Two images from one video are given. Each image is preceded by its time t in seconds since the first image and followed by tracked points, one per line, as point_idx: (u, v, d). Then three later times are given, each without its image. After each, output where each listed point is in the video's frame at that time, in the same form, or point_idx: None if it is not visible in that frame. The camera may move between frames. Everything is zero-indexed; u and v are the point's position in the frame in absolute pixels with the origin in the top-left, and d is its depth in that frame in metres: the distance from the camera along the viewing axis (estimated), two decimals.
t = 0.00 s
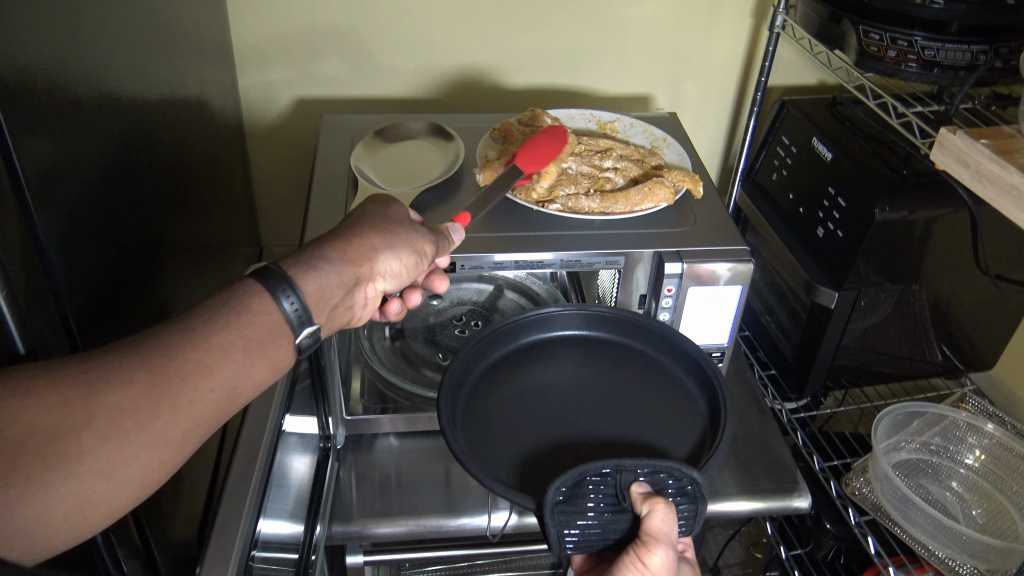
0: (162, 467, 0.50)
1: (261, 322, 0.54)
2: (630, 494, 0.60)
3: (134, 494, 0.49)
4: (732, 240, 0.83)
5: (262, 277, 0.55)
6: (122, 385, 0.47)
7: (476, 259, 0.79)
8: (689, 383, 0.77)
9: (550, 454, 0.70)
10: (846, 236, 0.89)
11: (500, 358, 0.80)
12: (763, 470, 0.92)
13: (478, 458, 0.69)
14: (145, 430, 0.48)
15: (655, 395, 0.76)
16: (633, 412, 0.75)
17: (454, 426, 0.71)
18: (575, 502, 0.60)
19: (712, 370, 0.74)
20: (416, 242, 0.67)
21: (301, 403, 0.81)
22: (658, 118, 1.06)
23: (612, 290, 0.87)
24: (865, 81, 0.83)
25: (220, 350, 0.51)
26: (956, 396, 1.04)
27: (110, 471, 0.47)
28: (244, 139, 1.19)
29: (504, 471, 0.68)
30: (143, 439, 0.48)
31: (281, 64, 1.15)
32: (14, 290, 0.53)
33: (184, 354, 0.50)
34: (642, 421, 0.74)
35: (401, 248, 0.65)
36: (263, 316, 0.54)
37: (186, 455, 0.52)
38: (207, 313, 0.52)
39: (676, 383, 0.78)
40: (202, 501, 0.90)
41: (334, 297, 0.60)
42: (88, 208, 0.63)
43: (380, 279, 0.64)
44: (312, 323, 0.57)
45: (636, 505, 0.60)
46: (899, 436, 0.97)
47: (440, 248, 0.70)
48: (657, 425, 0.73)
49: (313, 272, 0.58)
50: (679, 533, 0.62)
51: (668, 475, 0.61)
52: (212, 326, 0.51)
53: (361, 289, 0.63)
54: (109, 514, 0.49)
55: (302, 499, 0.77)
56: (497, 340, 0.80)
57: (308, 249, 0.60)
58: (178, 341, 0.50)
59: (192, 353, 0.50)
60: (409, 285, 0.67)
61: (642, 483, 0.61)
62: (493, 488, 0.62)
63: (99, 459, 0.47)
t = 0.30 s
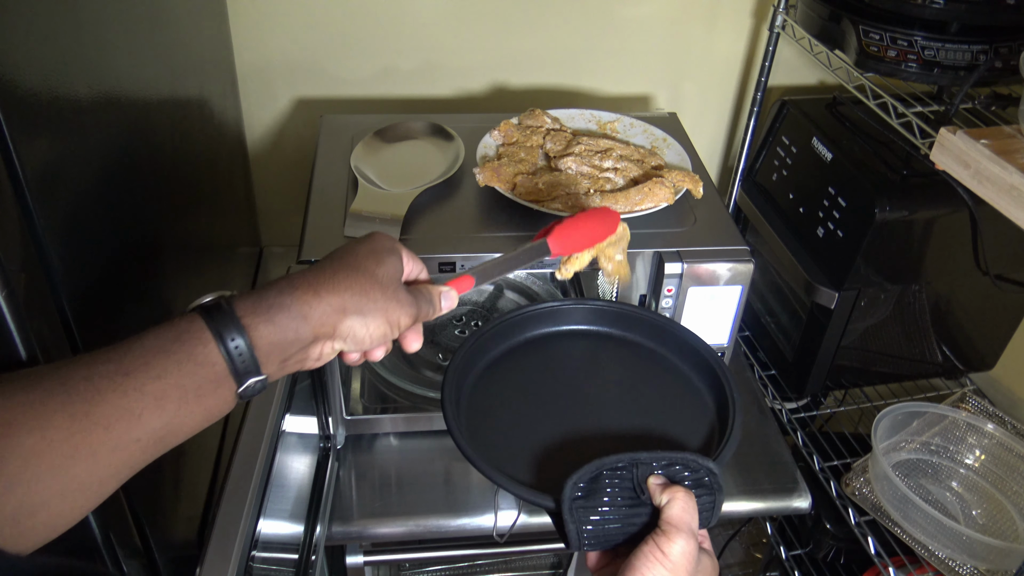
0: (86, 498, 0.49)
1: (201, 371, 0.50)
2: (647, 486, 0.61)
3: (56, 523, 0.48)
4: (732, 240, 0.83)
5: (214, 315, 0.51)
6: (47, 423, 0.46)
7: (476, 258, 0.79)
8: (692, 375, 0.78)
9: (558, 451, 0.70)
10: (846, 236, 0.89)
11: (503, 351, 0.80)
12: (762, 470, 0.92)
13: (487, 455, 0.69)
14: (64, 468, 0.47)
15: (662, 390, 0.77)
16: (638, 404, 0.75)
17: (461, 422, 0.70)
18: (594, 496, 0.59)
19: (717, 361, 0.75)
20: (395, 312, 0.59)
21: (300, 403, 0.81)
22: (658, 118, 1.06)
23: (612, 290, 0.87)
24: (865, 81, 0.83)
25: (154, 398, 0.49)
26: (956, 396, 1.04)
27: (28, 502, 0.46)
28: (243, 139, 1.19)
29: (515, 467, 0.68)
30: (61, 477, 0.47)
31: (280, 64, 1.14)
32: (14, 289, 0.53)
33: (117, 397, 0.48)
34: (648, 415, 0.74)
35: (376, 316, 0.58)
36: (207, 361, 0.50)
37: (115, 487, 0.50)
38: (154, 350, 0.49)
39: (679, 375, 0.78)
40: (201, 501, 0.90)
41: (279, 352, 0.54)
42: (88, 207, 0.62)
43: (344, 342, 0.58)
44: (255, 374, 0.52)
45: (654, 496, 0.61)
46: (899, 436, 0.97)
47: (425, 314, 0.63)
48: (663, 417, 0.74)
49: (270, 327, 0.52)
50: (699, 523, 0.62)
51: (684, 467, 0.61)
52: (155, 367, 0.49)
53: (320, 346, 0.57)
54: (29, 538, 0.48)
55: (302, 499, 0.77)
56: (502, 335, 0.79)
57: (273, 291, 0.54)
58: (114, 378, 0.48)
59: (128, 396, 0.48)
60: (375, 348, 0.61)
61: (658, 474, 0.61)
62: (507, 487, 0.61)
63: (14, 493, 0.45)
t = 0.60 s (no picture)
0: (69, 513, 0.50)
1: (192, 390, 0.52)
2: (648, 479, 0.61)
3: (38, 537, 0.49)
4: (732, 241, 0.83)
5: (209, 333, 0.53)
6: (39, 439, 0.47)
7: (475, 259, 0.79)
8: (692, 368, 0.78)
9: (557, 447, 0.70)
10: (846, 235, 0.89)
11: (502, 345, 0.80)
12: (762, 470, 0.92)
13: (490, 450, 0.69)
14: (53, 482, 0.48)
15: (661, 384, 0.77)
16: (637, 397, 0.75)
17: (461, 416, 0.71)
18: (596, 489, 0.60)
19: (717, 354, 0.75)
20: (385, 342, 0.61)
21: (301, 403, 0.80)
22: (658, 118, 1.06)
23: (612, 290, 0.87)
24: (865, 81, 0.83)
25: (145, 417, 0.50)
26: (956, 396, 1.04)
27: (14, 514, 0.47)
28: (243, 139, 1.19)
29: (518, 463, 0.68)
30: (49, 492, 0.48)
31: (280, 65, 1.15)
32: (14, 290, 0.53)
33: (109, 414, 0.49)
34: (649, 411, 0.74)
35: (367, 347, 0.60)
36: (198, 381, 0.52)
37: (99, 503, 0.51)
38: (147, 368, 0.51)
39: (679, 368, 0.79)
40: (201, 501, 0.90)
41: (268, 376, 0.56)
42: (88, 208, 0.63)
43: (333, 368, 0.60)
44: (242, 394, 0.54)
45: (656, 487, 0.61)
46: (899, 436, 0.97)
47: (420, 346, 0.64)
48: (663, 410, 0.74)
49: (262, 350, 0.54)
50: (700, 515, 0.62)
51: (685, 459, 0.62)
52: (147, 384, 0.51)
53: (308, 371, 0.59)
54: (9, 550, 0.49)
55: (301, 500, 0.77)
56: (501, 329, 0.80)
57: (269, 314, 0.56)
58: (106, 396, 0.49)
59: (120, 412, 0.49)
60: (361, 376, 0.63)
61: (659, 467, 0.61)
62: (505, 478, 0.62)
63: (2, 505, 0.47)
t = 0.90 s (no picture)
0: (79, 515, 0.50)
1: (205, 396, 0.52)
2: (643, 481, 0.61)
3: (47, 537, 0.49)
4: (732, 241, 0.83)
5: (223, 338, 0.53)
6: (53, 443, 0.47)
7: (475, 258, 0.79)
8: (684, 368, 0.78)
9: (557, 447, 0.70)
10: (846, 235, 0.89)
11: (494, 343, 0.80)
12: (762, 469, 0.92)
13: (483, 451, 0.69)
14: (68, 485, 0.48)
15: (656, 383, 0.77)
16: (629, 397, 0.75)
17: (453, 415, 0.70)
18: (591, 490, 0.60)
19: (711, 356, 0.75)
20: (387, 357, 0.62)
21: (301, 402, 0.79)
22: (658, 118, 1.06)
23: (612, 289, 0.87)
24: (865, 81, 0.83)
25: (159, 424, 0.50)
26: (956, 396, 1.04)
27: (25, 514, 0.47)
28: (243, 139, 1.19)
29: (512, 463, 0.68)
30: (62, 494, 0.48)
31: (280, 65, 1.15)
32: (14, 290, 0.53)
33: (125, 419, 0.49)
34: (647, 411, 0.74)
35: (371, 361, 0.61)
36: (213, 387, 0.52)
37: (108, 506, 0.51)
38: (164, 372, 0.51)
39: (670, 368, 0.78)
40: (202, 501, 0.90)
41: (275, 384, 0.56)
42: (88, 208, 0.63)
43: (334, 377, 0.61)
44: (250, 399, 0.54)
45: (650, 490, 0.61)
46: (899, 436, 0.97)
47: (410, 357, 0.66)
48: (656, 410, 0.74)
49: (274, 358, 0.55)
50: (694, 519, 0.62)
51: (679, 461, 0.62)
52: (163, 390, 0.50)
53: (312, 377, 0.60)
54: (18, 546, 0.49)
55: (302, 499, 0.77)
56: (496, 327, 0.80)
57: (284, 323, 0.56)
58: (122, 403, 0.49)
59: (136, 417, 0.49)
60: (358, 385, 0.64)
61: (654, 470, 0.61)
62: (502, 481, 0.62)
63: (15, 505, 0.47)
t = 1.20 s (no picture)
0: (74, 506, 0.50)
1: (195, 383, 0.53)
2: (640, 484, 0.61)
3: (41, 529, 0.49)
4: (732, 241, 0.83)
5: (216, 319, 0.53)
6: (46, 434, 0.47)
7: (475, 258, 0.79)
8: (686, 371, 0.78)
9: (557, 449, 0.70)
10: (846, 235, 0.89)
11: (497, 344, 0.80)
12: (762, 469, 0.92)
13: (483, 454, 0.69)
14: (62, 475, 0.48)
15: (657, 383, 0.77)
16: (631, 397, 0.75)
17: (452, 417, 0.71)
18: (587, 493, 0.60)
19: (712, 359, 0.75)
20: (376, 353, 0.64)
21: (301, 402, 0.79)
22: (658, 118, 1.06)
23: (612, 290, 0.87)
24: (865, 82, 0.83)
25: (152, 411, 0.51)
26: (956, 396, 1.04)
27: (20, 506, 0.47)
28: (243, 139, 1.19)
29: (509, 466, 0.68)
30: (56, 486, 0.48)
31: (280, 65, 1.14)
32: (15, 289, 0.53)
33: (122, 408, 0.49)
34: (648, 412, 0.74)
35: (360, 356, 0.62)
36: (203, 371, 0.53)
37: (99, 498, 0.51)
38: (159, 357, 0.51)
39: (673, 370, 0.78)
40: (201, 501, 0.90)
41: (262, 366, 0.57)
42: (88, 209, 0.63)
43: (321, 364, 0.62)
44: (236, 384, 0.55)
45: (647, 493, 0.61)
46: (899, 436, 0.97)
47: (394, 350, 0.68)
48: (656, 411, 0.74)
49: (265, 345, 0.55)
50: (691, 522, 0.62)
51: (676, 464, 0.62)
52: (159, 376, 0.51)
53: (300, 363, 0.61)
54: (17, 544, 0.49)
55: (302, 499, 0.77)
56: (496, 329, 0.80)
57: (283, 308, 0.57)
58: (112, 392, 0.49)
59: (131, 405, 0.50)
60: (343, 374, 0.65)
61: (651, 473, 0.61)
62: (500, 485, 0.62)
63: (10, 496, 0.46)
